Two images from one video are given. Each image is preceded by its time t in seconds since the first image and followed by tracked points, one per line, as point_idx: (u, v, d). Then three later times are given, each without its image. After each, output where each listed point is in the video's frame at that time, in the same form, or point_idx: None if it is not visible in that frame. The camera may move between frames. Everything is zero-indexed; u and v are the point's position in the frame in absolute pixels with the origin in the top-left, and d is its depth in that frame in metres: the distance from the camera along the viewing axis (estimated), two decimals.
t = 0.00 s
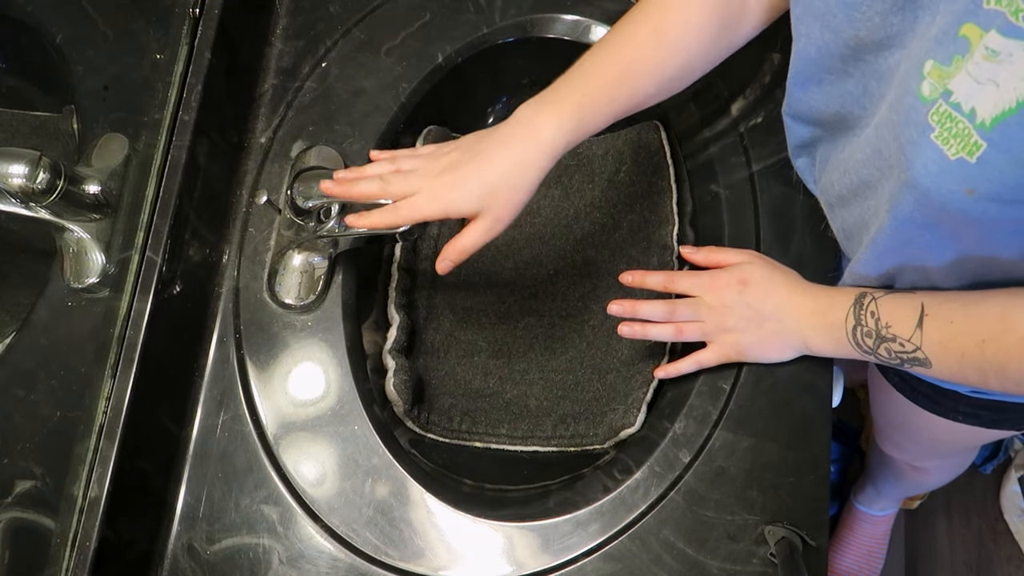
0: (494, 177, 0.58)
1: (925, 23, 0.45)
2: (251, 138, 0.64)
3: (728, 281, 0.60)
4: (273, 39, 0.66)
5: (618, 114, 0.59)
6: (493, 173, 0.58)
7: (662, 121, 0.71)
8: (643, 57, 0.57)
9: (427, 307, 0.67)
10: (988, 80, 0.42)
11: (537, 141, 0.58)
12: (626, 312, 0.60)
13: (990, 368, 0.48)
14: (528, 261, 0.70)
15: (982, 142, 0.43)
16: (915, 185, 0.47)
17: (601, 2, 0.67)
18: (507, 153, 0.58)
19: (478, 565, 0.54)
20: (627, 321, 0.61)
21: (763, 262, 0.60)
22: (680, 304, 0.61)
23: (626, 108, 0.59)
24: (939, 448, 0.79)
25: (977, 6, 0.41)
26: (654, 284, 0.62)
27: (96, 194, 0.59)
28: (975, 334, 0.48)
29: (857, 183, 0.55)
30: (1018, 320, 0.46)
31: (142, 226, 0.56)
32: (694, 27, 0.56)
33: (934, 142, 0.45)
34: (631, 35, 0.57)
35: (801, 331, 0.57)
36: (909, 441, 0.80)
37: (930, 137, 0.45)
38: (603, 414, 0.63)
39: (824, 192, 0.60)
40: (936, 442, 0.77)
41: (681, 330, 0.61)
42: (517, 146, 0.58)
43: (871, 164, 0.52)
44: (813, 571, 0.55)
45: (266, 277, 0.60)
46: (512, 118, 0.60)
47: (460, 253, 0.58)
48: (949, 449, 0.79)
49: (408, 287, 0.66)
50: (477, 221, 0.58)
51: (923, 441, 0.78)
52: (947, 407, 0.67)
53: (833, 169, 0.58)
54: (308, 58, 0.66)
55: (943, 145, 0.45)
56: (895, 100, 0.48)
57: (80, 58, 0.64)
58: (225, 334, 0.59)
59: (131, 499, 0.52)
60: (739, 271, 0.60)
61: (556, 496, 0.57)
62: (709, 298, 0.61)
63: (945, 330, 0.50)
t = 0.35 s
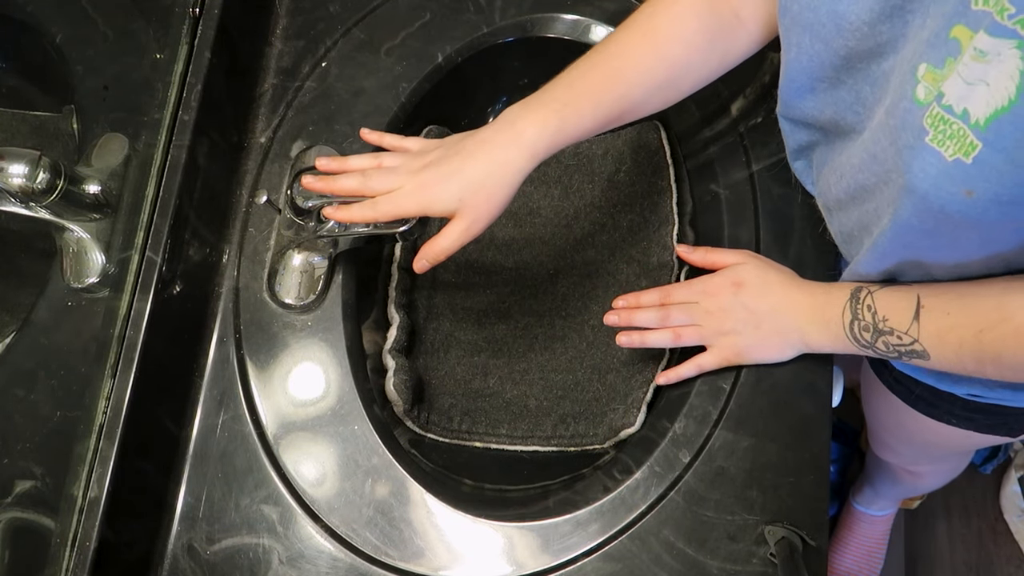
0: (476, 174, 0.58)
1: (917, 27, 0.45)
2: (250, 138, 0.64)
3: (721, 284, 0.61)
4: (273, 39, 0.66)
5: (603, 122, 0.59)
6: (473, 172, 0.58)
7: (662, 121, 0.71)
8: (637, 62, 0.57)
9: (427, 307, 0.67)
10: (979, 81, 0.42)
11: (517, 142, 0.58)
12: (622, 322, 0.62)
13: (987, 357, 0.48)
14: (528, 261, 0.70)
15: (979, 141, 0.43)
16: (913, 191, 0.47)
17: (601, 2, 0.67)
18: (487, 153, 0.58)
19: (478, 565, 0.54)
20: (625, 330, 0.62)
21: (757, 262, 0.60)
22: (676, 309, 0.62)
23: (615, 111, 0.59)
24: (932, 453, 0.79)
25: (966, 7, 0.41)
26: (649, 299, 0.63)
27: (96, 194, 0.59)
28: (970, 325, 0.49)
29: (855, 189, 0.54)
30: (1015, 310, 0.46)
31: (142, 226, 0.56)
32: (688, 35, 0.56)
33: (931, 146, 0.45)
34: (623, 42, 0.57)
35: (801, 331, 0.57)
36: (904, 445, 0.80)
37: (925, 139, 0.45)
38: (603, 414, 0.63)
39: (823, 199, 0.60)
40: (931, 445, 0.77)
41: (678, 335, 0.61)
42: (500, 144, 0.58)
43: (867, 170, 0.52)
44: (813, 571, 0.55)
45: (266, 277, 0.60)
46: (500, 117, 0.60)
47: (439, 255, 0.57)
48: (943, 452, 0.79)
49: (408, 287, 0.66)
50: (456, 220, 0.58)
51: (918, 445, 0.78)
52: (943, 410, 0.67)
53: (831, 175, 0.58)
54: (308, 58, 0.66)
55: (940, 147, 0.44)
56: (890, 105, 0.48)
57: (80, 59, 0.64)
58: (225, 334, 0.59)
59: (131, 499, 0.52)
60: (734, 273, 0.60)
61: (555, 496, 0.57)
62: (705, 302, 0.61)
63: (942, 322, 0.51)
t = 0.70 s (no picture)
0: (477, 174, 0.57)
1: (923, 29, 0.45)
2: (250, 138, 0.64)
3: (721, 282, 0.61)
4: (273, 39, 0.66)
5: (608, 122, 0.59)
6: (474, 172, 0.58)
7: (662, 121, 0.71)
8: (640, 64, 0.57)
9: (427, 307, 0.67)
10: (979, 83, 0.42)
11: (518, 143, 0.58)
12: (620, 318, 0.62)
13: (976, 364, 0.48)
14: (529, 261, 0.70)
15: (981, 143, 0.43)
16: (915, 191, 0.47)
17: (600, 2, 0.67)
18: (488, 153, 0.58)
19: (478, 565, 0.54)
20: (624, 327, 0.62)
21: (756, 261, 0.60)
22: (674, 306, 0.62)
23: (621, 111, 0.59)
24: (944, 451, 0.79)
25: (968, 10, 0.41)
26: (648, 296, 0.63)
27: (96, 194, 0.59)
28: (961, 330, 0.48)
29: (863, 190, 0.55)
30: (1006, 316, 0.46)
31: (142, 226, 0.56)
32: (692, 38, 0.56)
33: (933, 148, 0.45)
34: (627, 45, 0.57)
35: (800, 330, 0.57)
36: (910, 444, 0.80)
37: (928, 141, 0.45)
38: (603, 414, 0.63)
39: (832, 201, 0.60)
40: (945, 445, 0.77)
41: (676, 331, 0.61)
42: (501, 145, 0.58)
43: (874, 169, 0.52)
44: (813, 571, 0.55)
45: (266, 277, 0.60)
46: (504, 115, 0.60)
47: (439, 253, 0.57)
48: (953, 451, 0.79)
49: (408, 287, 0.66)
50: (457, 218, 0.58)
51: (928, 444, 0.78)
52: (962, 408, 0.67)
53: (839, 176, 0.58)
54: (308, 58, 0.66)
55: (942, 149, 0.45)
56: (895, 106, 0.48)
57: (80, 59, 0.64)
58: (225, 334, 0.59)
59: (131, 499, 0.52)
60: (733, 272, 0.60)
61: (555, 497, 0.57)
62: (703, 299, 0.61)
63: (934, 326, 0.50)
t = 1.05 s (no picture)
0: (479, 171, 0.57)
1: (943, 30, 0.45)
2: (250, 138, 0.64)
3: (724, 303, 0.59)
4: (273, 39, 0.66)
5: (607, 117, 0.59)
6: (477, 169, 0.57)
7: (662, 121, 0.71)
8: (642, 58, 0.57)
9: (427, 307, 0.67)
10: (1008, 88, 0.42)
11: (521, 142, 0.58)
12: (623, 337, 0.61)
13: (1009, 367, 0.50)
14: (529, 261, 0.70)
15: (1010, 146, 0.43)
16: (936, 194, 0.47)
17: (600, 2, 0.67)
18: (491, 151, 0.58)
19: (478, 565, 0.54)
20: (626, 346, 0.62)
21: (760, 282, 0.59)
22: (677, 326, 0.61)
23: (620, 106, 0.59)
24: (940, 452, 0.79)
25: (997, 13, 0.41)
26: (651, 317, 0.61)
27: (96, 194, 0.59)
28: (991, 339, 0.50)
29: (869, 189, 0.54)
30: None
31: (142, 226, 0.56)
32: (692, 28, 0.56)
33: (957, 152, 0.45)
34: (626, 40, 0.57)
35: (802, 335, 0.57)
36: (908, 444, 0.80)
37: (951, 145, 0.45)
38: (603, 414, 0.62)
39: (833, 200, 0.60)
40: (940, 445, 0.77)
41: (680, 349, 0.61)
42: (501, 144, 0.58)
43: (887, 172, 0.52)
44: (813, 571, 0.55)
45: (266, 277, 0.60)
46: (504, 114, 0.60)
47: (441, 250, 0.57)
48: (949, 451, 0.78)
49: (408, 287, 0.66)
50: (459, 216, 0.57)
51: (924, 445, 0.78)
52: (951, 408, 0.67)
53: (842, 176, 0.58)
54: (308, 58, 0.66)
55: (967, 153, 0.44)
56: (913, 107, 0.48)
57: (80, 58, 0.64)
58: (225, 334, 0.59)
59: (131, 499, 0.52)
60: (736, 293, 0.59)
61: (556, 497, 0.57)
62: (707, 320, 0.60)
63: (959, 335, 0.52)
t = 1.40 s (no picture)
0: (479, 171, 0.57)
1: (948, 27, 0.45)
2: (250, 138, 0.64)
3: (743, 319, 0.58)
4: (273, 39, 0.66)
5: (605, 118, 0.59)
6: (478, 169, 0.57)
7: (662, 121, 0.71)
8: (642, 59, 0.57)
9: (427, 307, 0.67)
10: (1012, 84, 0.42)
11: (523, 142, 0.58)
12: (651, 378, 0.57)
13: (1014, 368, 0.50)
14: (529, 261, 0.70)
15: (1012, 142, 0.42)
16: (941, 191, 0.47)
17: (600, 2, 0.67)
18: (492, 152, 0.57)
19: (478, 565, 0.54)
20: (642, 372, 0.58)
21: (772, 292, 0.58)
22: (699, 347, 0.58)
23: (620, 107, 0.59)
24: (942, 451, 0.79)
25: (1000, 9, 0.41)
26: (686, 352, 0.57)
27: (96, 194, 0.59)
28: (994, 343, 0.50)
29: (871, 190, 0.55)
30: None
31: (142, 226, 0.56)
32: (692, 26, 0.56)
33: (961, 148, 0.45)
34: (626, 39, 0.57)
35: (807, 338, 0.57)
36: (908, 443, 0.80)
37: (956, 141, 0.45)
38: (603, 414, 0.62)
39: (832, 200, 0.60)
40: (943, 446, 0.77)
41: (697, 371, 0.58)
42: (501, 145, 0.58)
43: (889, 170, 0.52)
44: (813, 571, 0.55)
45: (266, 277, 0.60)
46: (506, 114, 0.60)
47: (440, 251, 0.57)
48: (950, 451, 0.79)
49: (408, 287, 0.66)
50: (459, 217, 0.57)
51: (926, 444, 0.78)
52: (957, 407, 0.67)
53: (842, 175, 0.58)
54: (308, 58, 0.66)
55: (971, 149, 0.44)
56: (916, 104, 0.48)
57: (80, 59, 0.64)
58: (225, 334, 0.59)
59: (131, 499, 0.52)
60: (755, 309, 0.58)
61: (556, 496, 0.57)
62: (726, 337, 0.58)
63: (963, 337, 0.52)
